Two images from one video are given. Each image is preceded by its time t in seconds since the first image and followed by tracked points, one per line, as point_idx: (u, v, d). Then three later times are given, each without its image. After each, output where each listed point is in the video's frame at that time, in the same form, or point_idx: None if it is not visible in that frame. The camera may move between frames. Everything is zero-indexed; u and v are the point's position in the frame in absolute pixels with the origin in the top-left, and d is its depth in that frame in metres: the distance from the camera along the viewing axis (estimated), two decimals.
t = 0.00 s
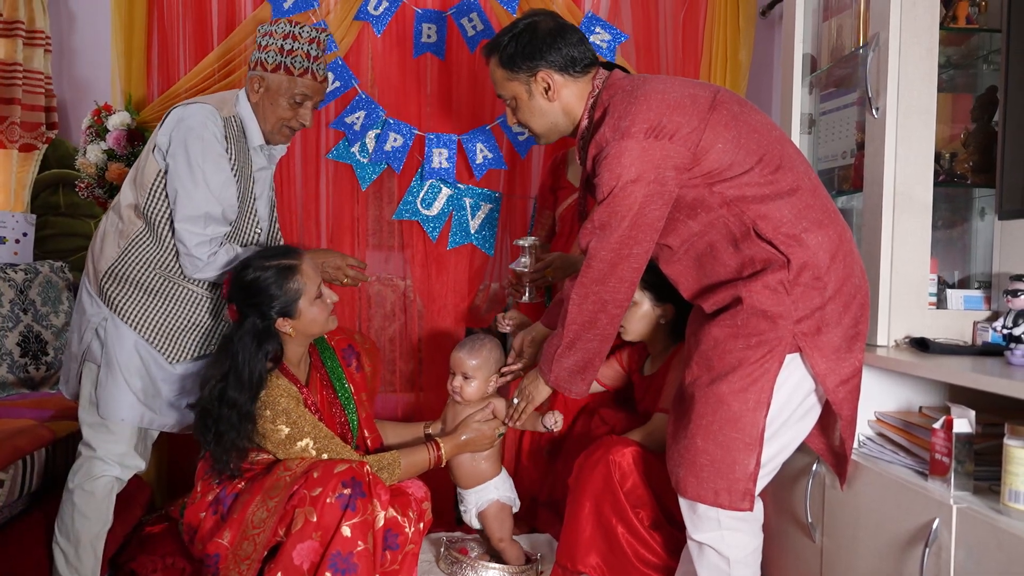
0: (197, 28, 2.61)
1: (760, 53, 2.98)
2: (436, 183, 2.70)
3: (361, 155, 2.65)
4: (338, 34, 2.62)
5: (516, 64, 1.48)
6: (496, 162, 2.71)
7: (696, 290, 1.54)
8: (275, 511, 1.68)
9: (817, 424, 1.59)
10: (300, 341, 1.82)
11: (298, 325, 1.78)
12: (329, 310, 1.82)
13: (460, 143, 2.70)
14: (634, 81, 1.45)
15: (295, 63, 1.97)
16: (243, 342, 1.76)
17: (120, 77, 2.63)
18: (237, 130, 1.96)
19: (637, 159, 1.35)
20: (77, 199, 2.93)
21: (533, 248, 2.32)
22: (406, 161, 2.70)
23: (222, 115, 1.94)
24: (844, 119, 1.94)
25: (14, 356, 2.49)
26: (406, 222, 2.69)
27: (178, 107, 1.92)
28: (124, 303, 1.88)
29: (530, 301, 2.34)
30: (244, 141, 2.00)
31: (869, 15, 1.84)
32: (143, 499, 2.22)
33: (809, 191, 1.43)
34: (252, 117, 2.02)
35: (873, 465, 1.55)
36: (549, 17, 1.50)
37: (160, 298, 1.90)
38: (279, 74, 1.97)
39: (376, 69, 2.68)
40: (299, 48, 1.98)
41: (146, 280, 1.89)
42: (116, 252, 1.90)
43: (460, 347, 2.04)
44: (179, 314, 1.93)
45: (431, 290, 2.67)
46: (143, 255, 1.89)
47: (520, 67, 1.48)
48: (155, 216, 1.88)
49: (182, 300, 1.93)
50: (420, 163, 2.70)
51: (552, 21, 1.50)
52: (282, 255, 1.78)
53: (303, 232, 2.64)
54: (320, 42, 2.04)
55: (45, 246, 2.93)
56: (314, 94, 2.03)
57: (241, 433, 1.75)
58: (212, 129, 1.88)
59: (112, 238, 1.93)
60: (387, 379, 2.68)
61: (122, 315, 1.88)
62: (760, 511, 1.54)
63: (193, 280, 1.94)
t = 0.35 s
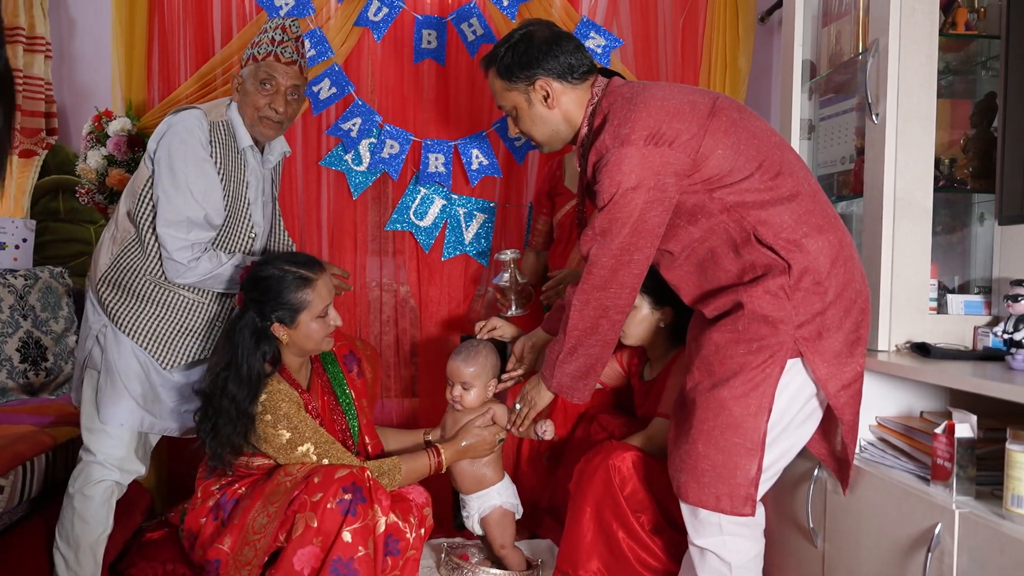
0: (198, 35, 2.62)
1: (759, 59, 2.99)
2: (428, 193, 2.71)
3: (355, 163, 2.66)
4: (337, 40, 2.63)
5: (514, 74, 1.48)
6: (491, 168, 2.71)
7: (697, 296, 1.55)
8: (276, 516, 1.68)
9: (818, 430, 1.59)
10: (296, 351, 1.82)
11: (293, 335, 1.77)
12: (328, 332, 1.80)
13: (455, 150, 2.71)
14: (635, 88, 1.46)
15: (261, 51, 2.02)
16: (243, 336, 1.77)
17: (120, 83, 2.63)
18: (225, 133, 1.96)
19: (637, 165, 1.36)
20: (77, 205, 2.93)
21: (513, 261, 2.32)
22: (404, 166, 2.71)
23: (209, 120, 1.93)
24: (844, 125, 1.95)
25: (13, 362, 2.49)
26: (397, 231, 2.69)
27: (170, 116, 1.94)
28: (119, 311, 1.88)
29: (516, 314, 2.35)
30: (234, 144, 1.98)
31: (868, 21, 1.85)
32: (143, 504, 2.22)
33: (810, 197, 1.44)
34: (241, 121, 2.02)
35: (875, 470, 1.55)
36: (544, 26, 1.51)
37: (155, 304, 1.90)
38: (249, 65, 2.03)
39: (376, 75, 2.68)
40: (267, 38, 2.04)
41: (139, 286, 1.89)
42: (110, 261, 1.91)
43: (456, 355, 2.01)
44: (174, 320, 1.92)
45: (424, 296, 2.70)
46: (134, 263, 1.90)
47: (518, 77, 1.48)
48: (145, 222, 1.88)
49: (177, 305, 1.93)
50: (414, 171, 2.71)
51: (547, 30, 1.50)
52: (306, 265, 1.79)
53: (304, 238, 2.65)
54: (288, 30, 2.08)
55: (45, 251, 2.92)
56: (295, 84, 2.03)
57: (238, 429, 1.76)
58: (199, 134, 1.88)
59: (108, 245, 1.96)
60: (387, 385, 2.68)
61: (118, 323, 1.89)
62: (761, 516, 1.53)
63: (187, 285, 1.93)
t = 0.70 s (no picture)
0: (200, 37, 2.62)
1: (760, 58, 2.99)
2: (428, 195, 2.71)
3: (355, 167, 2.66)
4: (342, 39, 2.63)
5: (514, 77, 1.48)
6: (500, 173, 2.71)
7: (699, 294, 1.55)
8: (282, 517, 1.68)
9: (822, 429, 1.59)
10: (299, 352, 1.82)
11: (298, 335, 1.77)
12: (333, 332, 1.80)
13: (464, 151, 2.71)
14: (636, 88, 1.46)
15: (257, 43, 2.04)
16: (248, 337, 1.77)
17: (123, 84, 2.62)
18: (226, 130, 1.96)
19: (638, 165, 1.36)
20: (79, 207, 2.92)
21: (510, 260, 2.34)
22: (416, 159, 2.71)
23: (210, 116, 1.94)
24: (846, 125, 1.96)
25: (16, 364, 2.49)
26: (399, 234, 2.69)
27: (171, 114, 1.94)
28: (125, 310, 1.89)
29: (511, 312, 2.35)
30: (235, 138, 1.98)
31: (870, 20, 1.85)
32: (147, 506, 2.22)
33: (811, 195, 1.44)
34: (241, 117, 2.02)
35: (881, 468, 1.55)
36: (546, 28, 1.51)
37: (160, 303, 1.90)
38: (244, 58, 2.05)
39: (377, 76, 2.68)
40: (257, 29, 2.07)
41: (144, 285, 1.90)
42: (115, 260, 1.92)
43: (454, 364, 2.02)
44: (179, 320, 1.92)
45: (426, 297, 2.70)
46: (139, 262, 1.90)
47: (517, 80, 1.48)
48: (150, 221, 1.89)
49: (182, 304, 1.93)
50: (414, 174, 2.71)
51: (549, 32, 1.50)
52: (312, 266, 1.79)
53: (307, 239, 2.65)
54: (280, 22, 2.10)
55: (46, 253, 2.92)
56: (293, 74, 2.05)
57: (244, 429, 1.76)
58: (201, 131, 1.88)
59: (113, 245, 1.96)
60: (390, 386, 2.68)
61: (124, 323, 1.89)
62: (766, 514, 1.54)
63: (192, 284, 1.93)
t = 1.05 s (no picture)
0: (203, 38, 2.63)
1: (761, 60, 2.99)
2: (409, 209, 2.69)
3: (337, 177, 2.66)
4: (343, 41, 2.65)
5: (518, 78, 1.49)
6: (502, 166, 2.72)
7: (700, 293, 1.55)
8: (286, 517, 1.68)
9: (824, 428, 1.59)
10: (303, 352, 1.82)
11: (302, 336, 1.78)
12: (337, 331, 1.80)
13: (464, 151, 2.71)
14: (637, 89, 1.47)
15: (264, 48, 2.03)
16: (253, 339, 1.78)
17: (126, 85, 2.62)
18: (228, 132, 1.96)
19: (639, 165, 1.36)
20: (82, 208, 2.93)
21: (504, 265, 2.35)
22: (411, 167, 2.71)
23: (212, 119, 1.94)
24: (847, 125, 1.96)
25: (20, 365, 2.49)
26: (379, 248, 2.68)
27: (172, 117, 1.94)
28: (127, 312, 1.89)
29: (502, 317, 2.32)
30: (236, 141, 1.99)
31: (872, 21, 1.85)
32: (151, 506, 2.22)
33: (812, 195, 1.44)
34: (245, 119, 2.02)
35: (884, 468, 1.55)
36: (555, 31, 1.51)
37: (162, 304, 1.90)
38: (252, 63, 2.04)
39: (379, 76, 2.69)
40: (266, 35, 2.06)
41: (146, 287, 1.90)
42: (117, 262, 1.92)
43: (454, 366, 2.02)
44: (182, 321, 1.93)
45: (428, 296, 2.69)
46: (141, 264, 1.91)
47: (522, 81, 1.49)
48: (151, 222, 1.90)
49: (184, 305, 1.93)
50: (399, 186, 2.70)
51: (559, 34, 1.51)
52: (314, 266, 1.79)
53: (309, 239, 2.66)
54: (288, 26, 2.09)
55: (49, 254, 2.92)
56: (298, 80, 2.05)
57: (248, 430, 1.76)
58: (203, 133, 1.89)
59: (114, 247, 1.96)
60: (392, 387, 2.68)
61: (126, 325, 1.89)
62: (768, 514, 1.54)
63: (193, 285, 1.93)
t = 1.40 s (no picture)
0: (204, 41, 2.64)
1: (760, 62, 3.00)
2: (390, 221, 2.69)
3: (316, 189, 2.66)
4: (340, 44, 2.65)
5: (522, 79, 1.49)
6: (493, 162, 2.72)
7: (700, 294, 1.56)
8: (288, 518, 1.69)
9: (824, 428, 1.60)
10: (305, 354, 1.83)
11: (298, 336, 1.79)
12: (335, 333, 1.80)
13: (457, 149, 2.71)
14: (635, 92, 1.48)
15: (274, 62, 2.02)
16: (250, 337, 1.79)
17: (126, 87, 2.62)
18: (227, 137, 1.97)
19: (637, 168, 1.37)
20: (83, 211, 2.93)
21: (496, 261, 2.28)
22: (404, 173, 2.72)
23: (210, 125, 1.94)
24: (846, 126, 1.97)
25: (21, 368, 2.50)
26: (361, 261, 2.69)
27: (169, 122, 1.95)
28: (126, 316, 1.89)
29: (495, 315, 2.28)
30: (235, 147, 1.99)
31: (870, 21, 1.86)
32: (153, 509, 2.23)
33: (810, 196, 1.44)
34: (246, 125, 2.03)
35: (885, 467, 1.56)
36: (563, 33, 1.51)
37: (161, 307, 1.90)
38: (258, 75, 2.03)
39: (379, 78, 2.70)
40: (276, 47, 2.03)
41: (145, 290, 1.90)
42: (116, 266, 1.92)
43: (450, 371, 2.02)
44: (182, 324, 1.93)
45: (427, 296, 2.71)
46: (140, 268, 1.91)
47: (525, 82, 1.49)
48: (149, 227, 1.90)
49: (183, 309, 1.93)
50: (377, 200, 2.71)
51: (566, 38, 1.51)
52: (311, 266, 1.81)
53: (310, 242, 2.68)
54: (297, 38, 2.08)
55: (50, 258, 2.93)
56: (300, 88, 2.06)
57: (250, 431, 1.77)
58: (200, 138, 1.89)
59: (113, 252, 1.96)
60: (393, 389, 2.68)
61: (125, 329, 1.89)
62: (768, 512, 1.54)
63: (192, 289, 1.93)
